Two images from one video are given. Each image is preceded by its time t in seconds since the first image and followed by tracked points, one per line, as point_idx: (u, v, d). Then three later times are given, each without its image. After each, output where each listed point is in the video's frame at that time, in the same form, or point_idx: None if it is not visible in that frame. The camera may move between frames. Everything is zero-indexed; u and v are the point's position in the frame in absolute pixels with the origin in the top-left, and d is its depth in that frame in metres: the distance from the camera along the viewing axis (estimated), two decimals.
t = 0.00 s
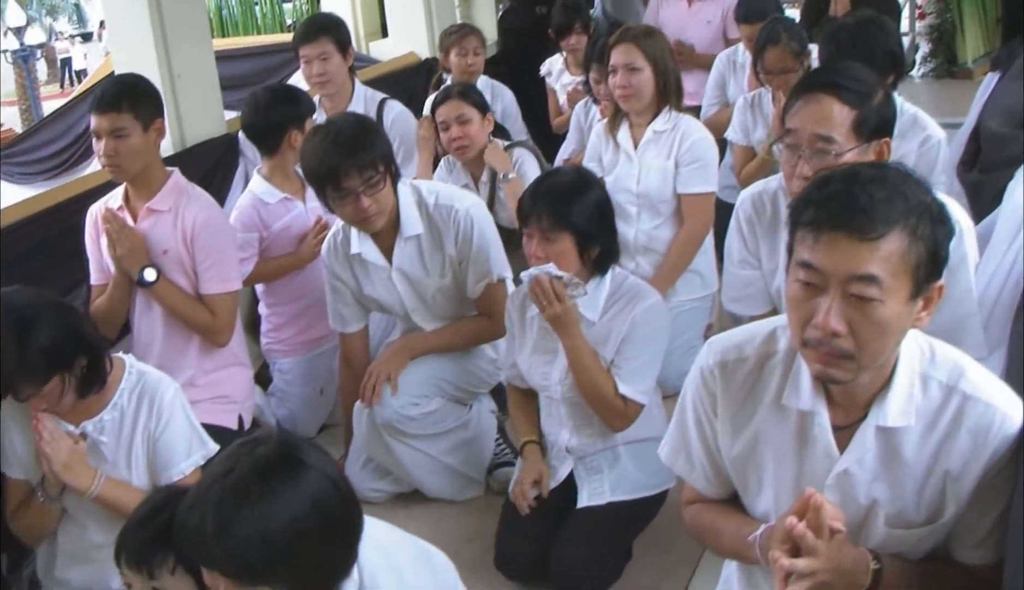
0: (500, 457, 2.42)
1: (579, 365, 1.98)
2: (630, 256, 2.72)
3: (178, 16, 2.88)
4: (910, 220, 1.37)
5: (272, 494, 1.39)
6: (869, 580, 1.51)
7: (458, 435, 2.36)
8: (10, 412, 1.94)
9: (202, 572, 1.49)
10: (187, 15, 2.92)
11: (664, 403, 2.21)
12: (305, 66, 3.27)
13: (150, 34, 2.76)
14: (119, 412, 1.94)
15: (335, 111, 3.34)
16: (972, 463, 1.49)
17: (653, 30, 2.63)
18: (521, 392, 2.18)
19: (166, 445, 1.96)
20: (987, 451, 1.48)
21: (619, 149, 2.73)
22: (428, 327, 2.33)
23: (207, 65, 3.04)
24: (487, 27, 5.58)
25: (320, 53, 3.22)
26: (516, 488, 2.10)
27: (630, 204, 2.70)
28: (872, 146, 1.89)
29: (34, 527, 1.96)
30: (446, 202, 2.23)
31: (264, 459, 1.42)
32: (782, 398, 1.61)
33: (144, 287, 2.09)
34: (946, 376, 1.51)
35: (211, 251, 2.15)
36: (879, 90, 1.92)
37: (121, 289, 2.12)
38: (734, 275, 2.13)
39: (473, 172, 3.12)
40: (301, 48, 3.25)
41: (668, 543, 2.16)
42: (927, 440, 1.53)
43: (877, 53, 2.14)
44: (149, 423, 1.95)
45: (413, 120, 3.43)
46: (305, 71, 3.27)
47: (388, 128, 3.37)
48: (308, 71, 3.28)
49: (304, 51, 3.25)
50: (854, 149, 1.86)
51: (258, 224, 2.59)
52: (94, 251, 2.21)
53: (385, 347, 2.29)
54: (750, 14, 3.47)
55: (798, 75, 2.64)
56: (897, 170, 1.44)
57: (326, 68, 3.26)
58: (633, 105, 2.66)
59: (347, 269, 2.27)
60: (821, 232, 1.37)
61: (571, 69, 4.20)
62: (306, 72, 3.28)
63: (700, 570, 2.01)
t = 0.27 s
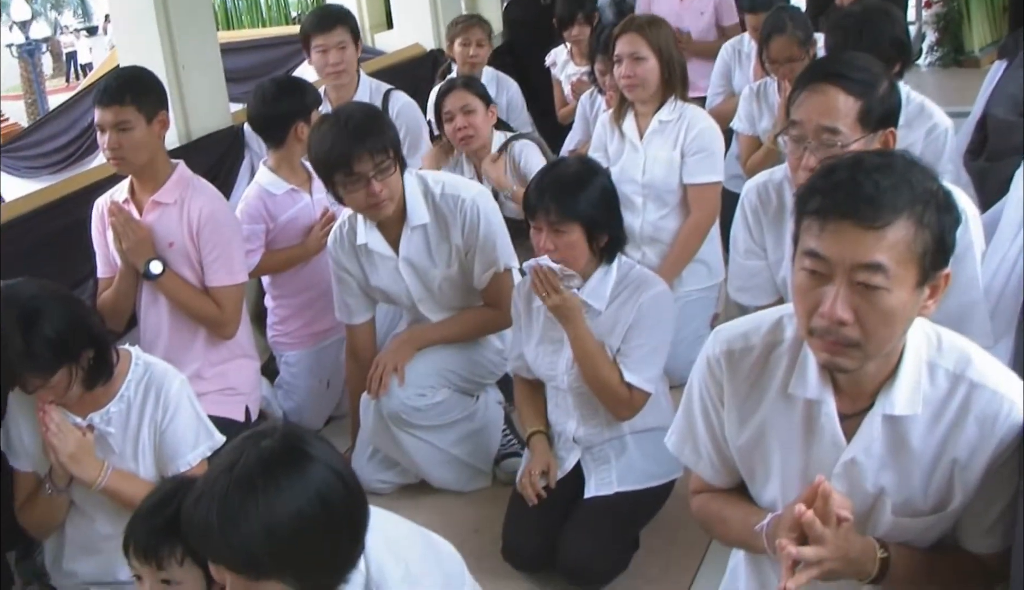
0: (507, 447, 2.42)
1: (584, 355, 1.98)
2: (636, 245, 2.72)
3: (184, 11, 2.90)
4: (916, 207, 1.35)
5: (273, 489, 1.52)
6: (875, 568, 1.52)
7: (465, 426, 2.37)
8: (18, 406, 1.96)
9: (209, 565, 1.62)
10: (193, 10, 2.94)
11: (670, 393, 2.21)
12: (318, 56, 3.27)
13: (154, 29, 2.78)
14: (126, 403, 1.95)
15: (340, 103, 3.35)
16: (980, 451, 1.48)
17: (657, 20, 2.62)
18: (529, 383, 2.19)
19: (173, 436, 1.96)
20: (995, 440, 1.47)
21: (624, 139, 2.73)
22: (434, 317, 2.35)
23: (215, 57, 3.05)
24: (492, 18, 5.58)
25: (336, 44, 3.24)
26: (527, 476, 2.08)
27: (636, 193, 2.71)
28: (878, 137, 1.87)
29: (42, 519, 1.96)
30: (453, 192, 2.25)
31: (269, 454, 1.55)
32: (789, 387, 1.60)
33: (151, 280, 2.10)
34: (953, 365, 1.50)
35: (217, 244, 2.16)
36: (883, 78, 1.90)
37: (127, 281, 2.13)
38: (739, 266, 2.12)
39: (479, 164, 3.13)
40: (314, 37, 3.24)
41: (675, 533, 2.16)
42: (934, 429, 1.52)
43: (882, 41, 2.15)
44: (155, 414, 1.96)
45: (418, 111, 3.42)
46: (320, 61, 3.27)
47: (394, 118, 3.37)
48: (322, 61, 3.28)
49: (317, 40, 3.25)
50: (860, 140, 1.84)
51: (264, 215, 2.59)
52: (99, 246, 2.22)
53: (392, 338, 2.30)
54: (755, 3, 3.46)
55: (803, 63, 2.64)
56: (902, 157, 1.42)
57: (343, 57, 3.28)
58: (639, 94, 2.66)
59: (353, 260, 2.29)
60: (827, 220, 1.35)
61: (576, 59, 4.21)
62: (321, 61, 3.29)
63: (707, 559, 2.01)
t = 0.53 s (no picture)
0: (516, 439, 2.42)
1: (592, 344, 1.99)
2: (646, 236, 2.71)
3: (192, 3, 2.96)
4: (927, 196, 1.34)
5: (286, 478, 1.54)
6: (886, 557, 1.52)
7: (476, 416, 2.40)
8: (29, 395, 1.97)
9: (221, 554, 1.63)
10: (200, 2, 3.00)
11: (680, 383, 2.21)
12: (334, 45, 3.27)
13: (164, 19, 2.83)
14: (136, 392, 1.95)
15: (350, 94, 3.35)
16: (991, 440, 1.47)
17: (668, 10, 2.59)
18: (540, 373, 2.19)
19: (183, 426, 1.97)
20: (1006, 429, 1.46)
21: (634, 130, 2.74)
22: (444, 306, 2.39)
23: (223, 48, 3.13)
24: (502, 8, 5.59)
25: (352, 34, 3.26)
26: (536, 467, 2.09)
27: (645, 184, 2.71)
28: (889, 125, 1.86)
29: (54, 508, 1.97)
30: (464, 181, 2.29)
31: (280, 442, 1.57)
32: (799, 376, 1.60)
33: (160, 270, 2.10)
34: (965, 354, 1.49)
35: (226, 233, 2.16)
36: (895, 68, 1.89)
37: (137, 270, 2.11)
38: (749, 256, 2.11)
39: (489, 155, 3.14)
40: (329, 27, 3.25)
41: (684, 523, 2.16)
42: (945, 419, 1.51)
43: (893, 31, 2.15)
44: (165, 403, 1.96)
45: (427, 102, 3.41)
46: (336, 50, 3.28)
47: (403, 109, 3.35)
48: (338, 50, 3.28)
49: (332, 29, 3.26)
50: (872, 128, 1.84)
51: (273, 206, 2.59)
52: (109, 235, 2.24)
53: (402, 328, 2.33)
54: None
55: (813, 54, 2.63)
56: (914, 146, 1.41)
57: (359, 48, 3.29)
58: (649, 85, 2.66)
59: (364, 249, 2.33)
60: (838, 209, 1.34)
61: (585, 49, 4.23)
62: (335, 51, 3.29)
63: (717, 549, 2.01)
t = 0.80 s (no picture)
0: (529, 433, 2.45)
1: (601, 343, 1.98)
2: (659, 231, 2.72)
3: None
4: (943, 189, 1.32)
5: (301, 470, 1.54)
6: (901, 553, 1.50)
7: (489, 411, 2.40)
8: (43, 390, 1.97)
9: (235, 548, 1.63)
10: None
11: (693, 378, 2.20)
12: (345, 41, 3.28)
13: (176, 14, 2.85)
14: (150, 386, 1.95)
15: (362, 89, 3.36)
16: (1007, 436, 1.47)
17: (680, 5, 2.61)
18: (553, 368, 2.19)
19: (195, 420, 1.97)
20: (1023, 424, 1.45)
21: (647, 125, 2.74)
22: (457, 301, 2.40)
23: (236, 42, 3.13)
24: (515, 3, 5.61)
25: (364, 29, 3.26)
26: (550, 460, 2.09)
27: (658, 179, 2.71)
28: (904, 119, 1.86)
29: (69, 503, 1.97)
30: (477, 175, 2.30)
31: (296, 435, 1.58)
32: (814, 371, 1.59)
33: (173, 265, 2.10)
34: (981, 349, 1.49)
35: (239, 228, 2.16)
36: (911, 62, 1.89)
37: (150, 265, 2.14)
38: (762, 251, 2.10)
39: (502, 150, 3.15)
40: (341, 23, 3.26)
41: (698, 518, 2.16)
42: (961, 413, 1.50)
43: (906, 25, 2.15)
44: (179, 397, 1.96)
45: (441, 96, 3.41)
46: (346, 46, 3.28)
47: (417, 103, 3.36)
48: (348, 46, 3.29)
49: (344, 25, 3.27)
50: (887, 122, 1.84)
51: (285, 202, 2.59)
52: (123, 231, 2.23)
53: (415, 323, 2.34)
54: None
55: (826, 49, 2.63)
56: (929, 140, 1.39)
57: (370, 43, 3.29)
58: (661, 80, 2.66)
59: (377, 244, 2.35)
60: (853, 202, 1.32)
61: (597, 44, 4.24)
62: (346, 46, 3.29)
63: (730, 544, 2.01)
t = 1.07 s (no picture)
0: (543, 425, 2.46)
1: (608, 331, 2.00)
2: (673, 223, 2.73)
3: None
4: (959, 180, 1.31)
5: (318, 461, 1.54)
6: (916, 545, 1.49)
7: (503, 402, 2.42)
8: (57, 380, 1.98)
9: (251, 538, 1.64)
10: None
11: (707, 370, 2.20)
12: (358, 33, 3.29)
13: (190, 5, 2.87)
14: (165, 375, 1.96)
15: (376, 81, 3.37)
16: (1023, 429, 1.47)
17: None
18: (567, 359, 2.19)
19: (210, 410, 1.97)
20: None
21: (661, 117, 2.74)
22: (470, 293, 2.41)
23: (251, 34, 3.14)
24: None
25: (376, 20, 3.26)
26: (565, 451, 2.09)
27: (672, 171, 2.72)
28: (921, 111, 1.85)
29: (83, 493, 1.98)
30: (491, 167, 2.30)
31: (312, 425, 1.57)
32: (829, 362, 1.59)
33: (186, 254, 2.11)
34: (998, 341, 1.48)
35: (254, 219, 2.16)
36: (928, 54, 1.88)
37: (163, 255, 2.15)
38: (777, 244, 2.10)
39: (518, 141, 3.15)
40: (354, 14, 3.27)
41: (711, 510, 2.16)
42: (977, 406, 1.50)
43: (923, 17, 2.15)
44: (193, 387, 1.97)
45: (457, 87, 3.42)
46: (358, 37, 3.29)
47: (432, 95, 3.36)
48: (360, 37, 3.29)
49: (357, 17, 3.27)
50: (904, 114, 1.83)
51: (299, 193, 2.59)
52: (137, 221, 2.24)
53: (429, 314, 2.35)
54: None
55: (841, 41, 2.63)
56: (945, 131, 1.38)
57: (381, 35, 3.29)
58: (675, 72, 2.66)
59: (390, 235, 2.36)
60: (869, 193, 1.31)
61: (611, 37, 4.24)
62: (359, 38, 3.30)
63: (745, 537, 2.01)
